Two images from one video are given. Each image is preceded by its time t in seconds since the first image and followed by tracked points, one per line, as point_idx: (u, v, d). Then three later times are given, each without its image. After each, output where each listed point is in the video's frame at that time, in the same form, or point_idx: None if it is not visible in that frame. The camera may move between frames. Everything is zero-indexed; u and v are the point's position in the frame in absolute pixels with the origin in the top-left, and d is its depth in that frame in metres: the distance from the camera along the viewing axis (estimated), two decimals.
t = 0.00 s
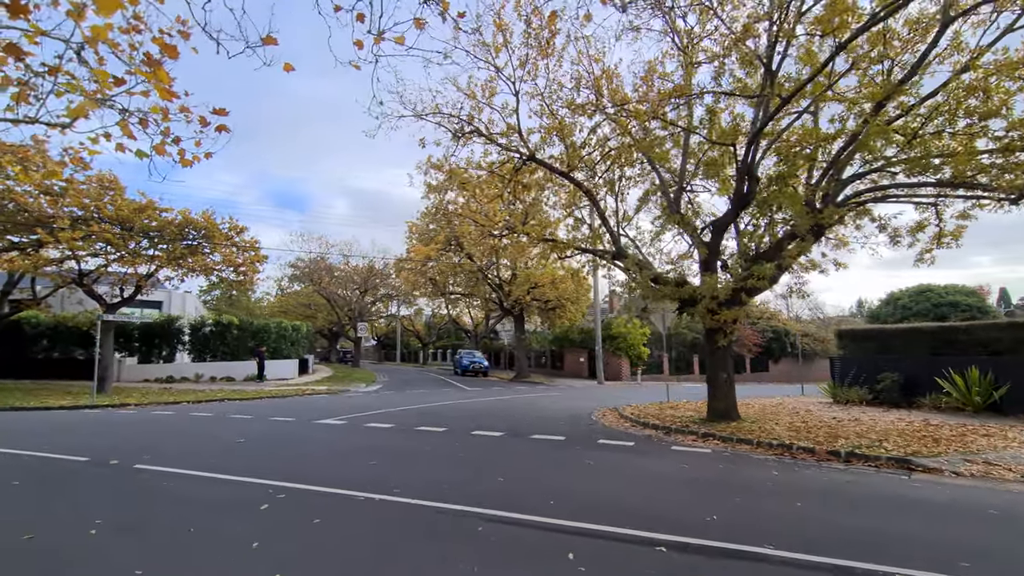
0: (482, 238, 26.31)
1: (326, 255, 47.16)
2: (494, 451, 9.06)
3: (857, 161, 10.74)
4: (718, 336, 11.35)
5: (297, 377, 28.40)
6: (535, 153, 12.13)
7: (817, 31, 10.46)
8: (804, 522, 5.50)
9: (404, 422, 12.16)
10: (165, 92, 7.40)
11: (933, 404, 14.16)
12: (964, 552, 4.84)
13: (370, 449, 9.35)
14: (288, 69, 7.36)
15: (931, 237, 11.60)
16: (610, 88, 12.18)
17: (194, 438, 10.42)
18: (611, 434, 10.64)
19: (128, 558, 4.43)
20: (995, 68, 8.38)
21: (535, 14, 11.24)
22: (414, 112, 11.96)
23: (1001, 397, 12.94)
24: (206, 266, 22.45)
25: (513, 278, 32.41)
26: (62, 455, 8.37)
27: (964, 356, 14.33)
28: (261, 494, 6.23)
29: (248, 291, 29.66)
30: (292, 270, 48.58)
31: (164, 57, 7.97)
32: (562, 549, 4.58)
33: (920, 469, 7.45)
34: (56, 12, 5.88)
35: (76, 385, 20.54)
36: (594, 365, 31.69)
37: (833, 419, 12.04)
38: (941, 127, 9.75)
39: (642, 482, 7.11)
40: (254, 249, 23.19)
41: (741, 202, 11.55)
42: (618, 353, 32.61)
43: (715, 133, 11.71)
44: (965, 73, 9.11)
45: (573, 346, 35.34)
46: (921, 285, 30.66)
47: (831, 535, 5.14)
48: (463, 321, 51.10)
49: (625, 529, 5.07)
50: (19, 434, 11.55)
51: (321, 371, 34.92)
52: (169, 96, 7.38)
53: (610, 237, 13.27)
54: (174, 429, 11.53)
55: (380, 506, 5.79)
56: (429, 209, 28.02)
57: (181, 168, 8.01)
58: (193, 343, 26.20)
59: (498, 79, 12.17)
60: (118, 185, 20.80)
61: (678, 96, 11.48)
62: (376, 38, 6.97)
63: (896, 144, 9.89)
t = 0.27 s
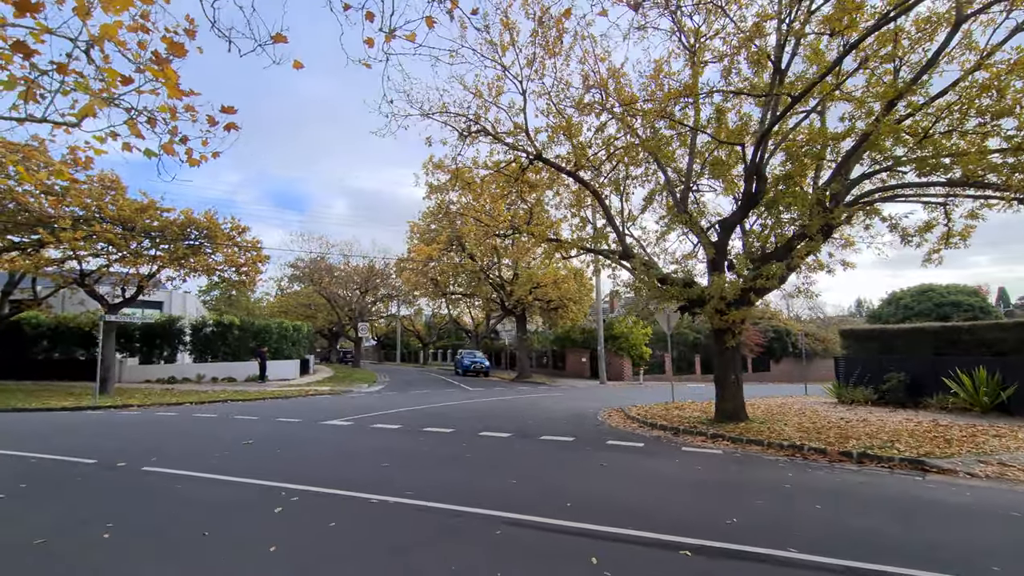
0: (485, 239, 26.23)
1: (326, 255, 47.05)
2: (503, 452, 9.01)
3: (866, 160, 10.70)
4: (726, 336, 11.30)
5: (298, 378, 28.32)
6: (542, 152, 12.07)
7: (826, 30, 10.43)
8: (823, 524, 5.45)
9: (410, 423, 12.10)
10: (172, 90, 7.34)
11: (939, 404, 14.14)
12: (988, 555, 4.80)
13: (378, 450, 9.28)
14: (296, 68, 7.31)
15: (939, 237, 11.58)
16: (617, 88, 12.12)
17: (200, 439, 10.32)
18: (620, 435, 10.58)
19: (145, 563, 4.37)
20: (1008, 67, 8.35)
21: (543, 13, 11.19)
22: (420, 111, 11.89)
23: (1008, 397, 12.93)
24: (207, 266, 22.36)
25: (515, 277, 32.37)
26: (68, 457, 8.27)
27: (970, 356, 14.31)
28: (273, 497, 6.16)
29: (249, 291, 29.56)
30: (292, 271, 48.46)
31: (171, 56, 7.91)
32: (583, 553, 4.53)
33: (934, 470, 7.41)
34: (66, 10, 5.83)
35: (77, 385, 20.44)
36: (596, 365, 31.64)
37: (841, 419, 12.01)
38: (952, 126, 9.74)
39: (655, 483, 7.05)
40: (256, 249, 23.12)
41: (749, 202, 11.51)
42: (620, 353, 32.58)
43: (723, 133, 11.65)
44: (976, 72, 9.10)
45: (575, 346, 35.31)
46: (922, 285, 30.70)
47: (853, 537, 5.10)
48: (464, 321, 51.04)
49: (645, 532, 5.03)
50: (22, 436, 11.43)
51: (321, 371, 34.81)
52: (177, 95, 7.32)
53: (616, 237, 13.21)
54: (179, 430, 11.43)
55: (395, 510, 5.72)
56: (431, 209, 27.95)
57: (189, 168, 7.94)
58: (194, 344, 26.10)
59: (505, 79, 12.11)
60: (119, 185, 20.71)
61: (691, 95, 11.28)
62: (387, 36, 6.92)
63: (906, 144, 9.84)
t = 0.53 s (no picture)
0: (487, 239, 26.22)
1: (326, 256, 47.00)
2: (512, 454, 8.96)
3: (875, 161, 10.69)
4: (734, 337, 11.28)
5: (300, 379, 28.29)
6: (549, 153, 12.04)
7: (834, 31, 10.41)
8: (839, 527, 5.44)
9: (417, 425, 12.06)
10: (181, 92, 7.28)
11: (945, 405, 14.14)
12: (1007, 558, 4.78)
13: (387, 452, 9.26)
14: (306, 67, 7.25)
15: (946, 238, 11.58)
16: (624, 88, 12.10)
17: (207, 441, 10.29)
18: (628, 436, 10.58)
19: (162, 568, 4.34)
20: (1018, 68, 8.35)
21: (550, 13, 11.17)
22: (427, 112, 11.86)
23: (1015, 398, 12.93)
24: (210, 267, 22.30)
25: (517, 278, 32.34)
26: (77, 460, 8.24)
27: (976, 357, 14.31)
28: (286, 500, 6.15)
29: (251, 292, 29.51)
30: (293, 271, 48.41)
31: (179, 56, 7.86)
32: (602, 557, 4.51)
33: (946, 472, 7.40)
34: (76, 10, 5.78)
35: (78, 387, 20.41)
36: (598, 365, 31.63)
37: (848, 420, 11.99)
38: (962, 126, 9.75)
39: (670, 486, 7.02)
40: (259, 250, 23.07)
41: (757, 202, 11.48)
42: (623, 354, 32.56)
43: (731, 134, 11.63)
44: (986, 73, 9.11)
45: (577, 346, 35.30)
46: (924, 286, 30.72)
47: (870, 540, 5.08)
48: (465, 322, 51.02)
49: (664, 536, 5.00)
50: (27, 437, 11.41)
51: (323, 372, 34.77)
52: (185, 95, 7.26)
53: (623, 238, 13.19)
54: (184, 432, 11.39)
55: (411, 513, 5.70)
56: (433, 209, 27.93)
57: (198, 169, 7.87)
58: (197, 345, 26.06)
59: (511, 79, 12.08)
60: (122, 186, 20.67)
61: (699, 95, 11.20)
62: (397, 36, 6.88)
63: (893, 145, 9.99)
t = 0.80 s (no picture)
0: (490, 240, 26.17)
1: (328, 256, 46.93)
2: (521, 455, 8.91)
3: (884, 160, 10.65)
4: (742, 337, 11.22)
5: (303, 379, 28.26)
6: (555, 152, 11.97)
7: (843, 29, 10.35)
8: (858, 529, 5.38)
9: (422, 425, 12.01)
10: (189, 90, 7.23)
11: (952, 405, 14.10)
12: None
13: (395, 453, 9.20)
14: (314, 65, 7.20)
15: (954, 237, 11.54)
16: (630, 87, 12.05)
17: (213, 442, 10.22)
18: (636, 437, 10.53)
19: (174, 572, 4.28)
20: None
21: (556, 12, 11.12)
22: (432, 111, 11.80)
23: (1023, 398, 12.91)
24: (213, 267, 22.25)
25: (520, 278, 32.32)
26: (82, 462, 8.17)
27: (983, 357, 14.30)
28: (296, 502, 6.09)
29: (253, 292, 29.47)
30: (295, 272, 48.39)
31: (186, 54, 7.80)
32: (622, 560, 4.46)
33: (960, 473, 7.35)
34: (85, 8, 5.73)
35: (81, 388, 20.34)
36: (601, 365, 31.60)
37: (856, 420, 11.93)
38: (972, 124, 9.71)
39: (682, 487, 6.97)
40: (262, 251, 23.02)
41: (765, 202, 11.42)
42: (625, 354, 32.52)
43: (738, 133, 11.58)
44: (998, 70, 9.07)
45: (579, 346, 35.27)
46: (928, 285, 30.66)
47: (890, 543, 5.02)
48: (466, 322, 50.97)
49: (681, 539, 4.94)
50: (31, 439, 11.33)
51: (325, 372, 34.74)
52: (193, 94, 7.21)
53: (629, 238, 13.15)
54: (189, 433, 11.32)
55: (424, 516, 5.64)
56: (436, 210, 27.87)
57: (205, 168, 7.81)
58: (199, 346, 26.01)
59: (517, 78, 12.03)
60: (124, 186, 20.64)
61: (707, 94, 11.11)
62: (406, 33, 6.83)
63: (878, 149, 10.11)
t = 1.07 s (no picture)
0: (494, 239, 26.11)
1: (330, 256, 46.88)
2: (532, 455, 8.82)
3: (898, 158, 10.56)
4: (754, 336, 11.12)
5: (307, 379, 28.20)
6: (564, 150, 11.88)
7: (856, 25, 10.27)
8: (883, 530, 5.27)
9: (430, 425, 11.90)
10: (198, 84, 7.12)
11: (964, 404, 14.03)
12: None
13: (404, 453, 9.11)
14: (326, 59, 7.11)
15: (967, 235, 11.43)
16: (639, 85, 11.98)
17: (220, 442, 10.13)
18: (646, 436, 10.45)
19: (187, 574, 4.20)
20: None
21: (566, 9, 11.04)
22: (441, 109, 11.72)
23: None
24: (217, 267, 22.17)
25: (523, 277, 32.26)
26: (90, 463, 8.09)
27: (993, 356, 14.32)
28: (310, 504, 6.01)
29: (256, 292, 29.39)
30: (297, 272, 48.34)
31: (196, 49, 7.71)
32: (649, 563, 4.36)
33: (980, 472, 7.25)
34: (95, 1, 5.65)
35: (84, 388, 20.25)
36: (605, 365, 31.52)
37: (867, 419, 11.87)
38: (989, 120, 9.60)
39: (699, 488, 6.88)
40: (266, 250, 22.95)
41: (777, 200, 11.32)
42: (629, 354, 32.44)
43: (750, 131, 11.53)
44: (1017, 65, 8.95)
45: (583, 346, 35.18)
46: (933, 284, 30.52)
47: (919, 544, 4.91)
48: (469, 322, 50.93)
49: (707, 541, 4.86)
50: (35, 441, 11.23)
51: (328, 372, 34.66)
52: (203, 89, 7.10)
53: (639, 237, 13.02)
54: (195, 434, 11.23)
55: (440, 518, 5.55)
56: (439, 209, 27.80)
57: (215, 165, 7.71)
58: (203, 345, 25.94)
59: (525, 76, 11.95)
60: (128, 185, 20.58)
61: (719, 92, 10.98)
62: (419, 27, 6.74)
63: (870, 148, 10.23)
